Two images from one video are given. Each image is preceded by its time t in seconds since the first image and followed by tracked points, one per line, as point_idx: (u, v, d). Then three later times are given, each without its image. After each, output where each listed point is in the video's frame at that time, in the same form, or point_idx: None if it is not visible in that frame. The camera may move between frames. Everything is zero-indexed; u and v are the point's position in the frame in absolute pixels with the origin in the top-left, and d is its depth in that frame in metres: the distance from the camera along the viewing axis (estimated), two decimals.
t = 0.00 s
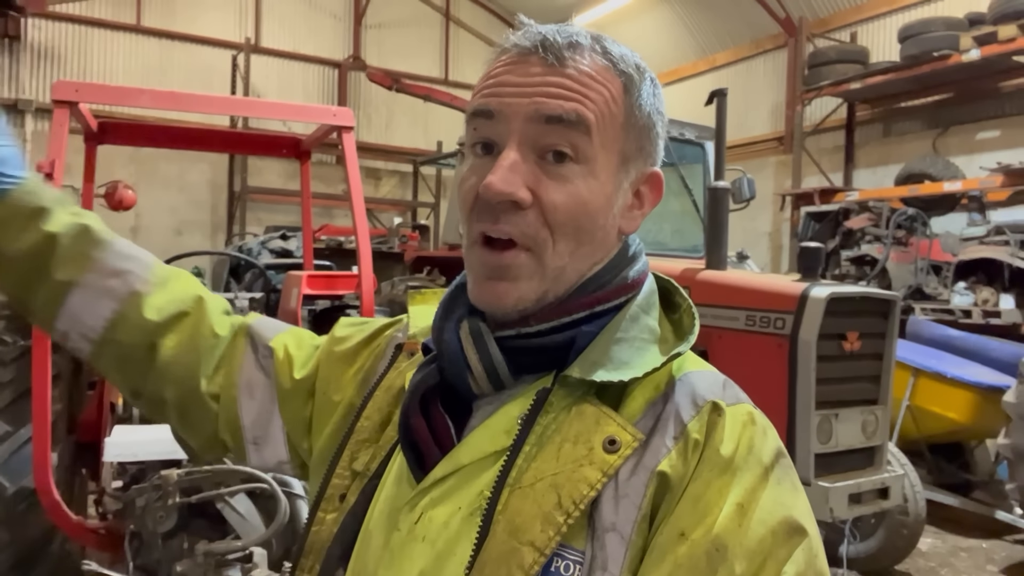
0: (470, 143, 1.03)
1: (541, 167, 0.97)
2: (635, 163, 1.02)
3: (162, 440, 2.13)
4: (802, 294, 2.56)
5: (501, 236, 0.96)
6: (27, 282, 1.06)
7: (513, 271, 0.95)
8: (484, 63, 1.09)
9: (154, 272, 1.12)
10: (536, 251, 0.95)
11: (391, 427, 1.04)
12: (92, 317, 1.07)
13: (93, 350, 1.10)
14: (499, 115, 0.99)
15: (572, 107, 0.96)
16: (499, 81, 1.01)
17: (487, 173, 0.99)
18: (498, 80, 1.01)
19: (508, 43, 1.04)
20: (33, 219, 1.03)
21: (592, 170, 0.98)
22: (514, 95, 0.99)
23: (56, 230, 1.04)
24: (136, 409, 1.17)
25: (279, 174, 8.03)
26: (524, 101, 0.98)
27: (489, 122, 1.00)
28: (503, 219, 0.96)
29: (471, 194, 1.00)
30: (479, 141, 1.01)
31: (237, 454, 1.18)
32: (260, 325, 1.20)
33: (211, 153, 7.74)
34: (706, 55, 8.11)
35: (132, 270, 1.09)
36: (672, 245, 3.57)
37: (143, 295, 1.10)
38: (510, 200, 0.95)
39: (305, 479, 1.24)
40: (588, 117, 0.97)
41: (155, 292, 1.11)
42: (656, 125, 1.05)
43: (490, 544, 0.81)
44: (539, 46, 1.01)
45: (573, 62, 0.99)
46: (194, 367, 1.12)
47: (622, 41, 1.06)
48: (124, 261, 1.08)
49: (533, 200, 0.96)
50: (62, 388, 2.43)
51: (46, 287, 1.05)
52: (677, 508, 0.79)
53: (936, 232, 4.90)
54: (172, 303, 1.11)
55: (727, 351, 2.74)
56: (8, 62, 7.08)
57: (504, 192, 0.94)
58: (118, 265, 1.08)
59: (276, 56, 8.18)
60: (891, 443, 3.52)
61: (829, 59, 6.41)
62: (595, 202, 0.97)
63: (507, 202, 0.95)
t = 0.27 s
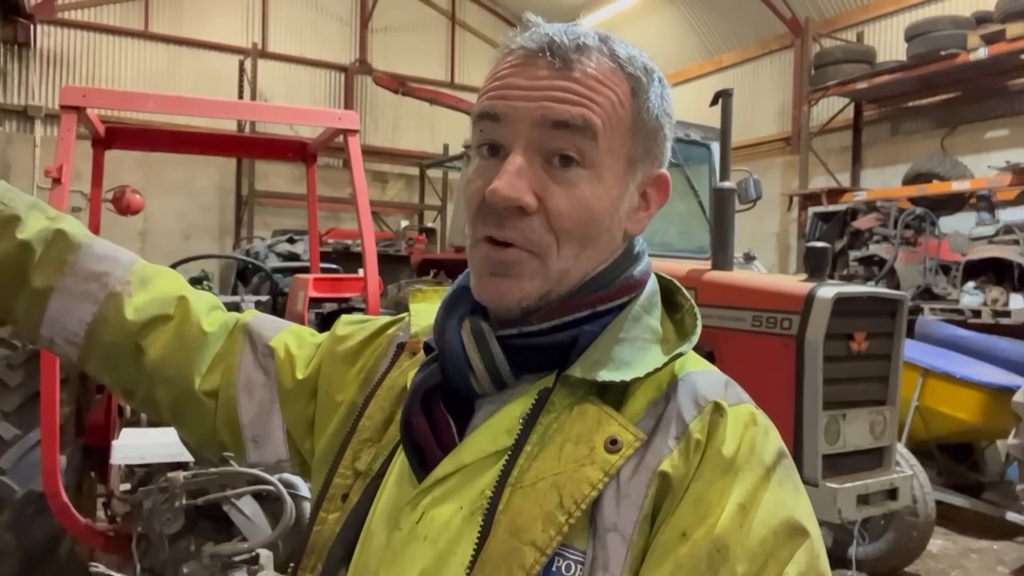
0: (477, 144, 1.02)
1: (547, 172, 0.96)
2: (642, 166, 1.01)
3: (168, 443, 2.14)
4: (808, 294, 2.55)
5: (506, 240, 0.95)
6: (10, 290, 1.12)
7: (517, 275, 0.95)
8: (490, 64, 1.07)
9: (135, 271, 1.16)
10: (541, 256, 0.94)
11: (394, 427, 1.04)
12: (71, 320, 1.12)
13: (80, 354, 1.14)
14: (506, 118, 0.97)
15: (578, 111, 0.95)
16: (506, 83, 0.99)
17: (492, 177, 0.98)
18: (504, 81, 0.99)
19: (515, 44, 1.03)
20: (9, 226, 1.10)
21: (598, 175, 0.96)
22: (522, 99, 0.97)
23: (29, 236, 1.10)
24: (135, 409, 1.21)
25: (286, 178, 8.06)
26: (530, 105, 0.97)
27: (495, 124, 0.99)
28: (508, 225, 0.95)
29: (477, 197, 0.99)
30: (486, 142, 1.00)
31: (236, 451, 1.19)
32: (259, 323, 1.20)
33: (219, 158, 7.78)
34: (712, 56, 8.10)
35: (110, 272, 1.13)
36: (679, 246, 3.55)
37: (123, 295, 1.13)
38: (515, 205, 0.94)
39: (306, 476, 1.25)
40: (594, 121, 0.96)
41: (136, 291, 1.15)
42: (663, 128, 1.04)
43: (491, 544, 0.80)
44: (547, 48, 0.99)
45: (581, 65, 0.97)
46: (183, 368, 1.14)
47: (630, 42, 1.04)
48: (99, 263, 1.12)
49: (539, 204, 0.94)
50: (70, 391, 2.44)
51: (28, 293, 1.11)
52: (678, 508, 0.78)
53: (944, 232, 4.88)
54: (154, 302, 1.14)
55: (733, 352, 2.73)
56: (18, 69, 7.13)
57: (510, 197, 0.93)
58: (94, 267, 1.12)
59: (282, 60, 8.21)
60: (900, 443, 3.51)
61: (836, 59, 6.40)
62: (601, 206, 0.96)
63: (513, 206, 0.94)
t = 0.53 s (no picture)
0: (486, 146, 1.02)
1: (554, 174, 0.96)
2: (648, 169, 1.01)
3: (183, 443, 2.15)
4: (820, 291, 2.54)
5: (514, 243, 0.95)
6: (31, 292, 1.14)
7: (524, 279, 0.95)
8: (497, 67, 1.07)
9: (154, 274, 1.18)
10: (548, 258, 0.94)
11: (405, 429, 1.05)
12: (90, 322, 1.14)
13: (100, 355, 1.16)
14: (513, 121, 0.98)
15: (585, 115, 0.95)
16: (513, 87, 0.99)
17: (501, 180, 0.99)
18: (512, 85, 1.00)
19: (521, 47, 1.03)
20: (31, 231, 1.12)
21: (605, 177, 0.97)
22: (529, 103, 0.97)
23: (51, 240, 1.12)
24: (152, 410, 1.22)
25: (299, 179, 8.10)
26: (538, 109, 0.97)
27: (503, 128, 0.99)
28: (515, 228, 0.95)
29: (485, 201, 0.99)
30: (494, 145, 1.01)
31: (249, 451, 1.20)
32: (272, 325, 1.21)
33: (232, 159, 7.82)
34: (724, 52, 8.07)
35: (129, 275, 1.15)
36: (692, 244, 3.54)
37: (141, 297, 1.15)
38: (523, 208, 0.94)
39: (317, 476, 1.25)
40: (601, 124, 0.96)
41: (154, 294, 1.17)
42: (670, 129, 1.04)
43: (500, 546, 0.80)
44: (553, 52, 0.99)
45: (588, 68, 0.97)
46: (199, 370, 1.16)
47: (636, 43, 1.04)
48: (119, 266, 1.14)
49: (546, 208, 0.95)
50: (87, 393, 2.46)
51: (49, 296, 1.13)
52: (685, 510, 0.78)
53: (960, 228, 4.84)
54: (172, 304, 1.16)
55: (745, 351, 2.72)
56: (34, 72, 7.20)
57: (518, 201, 0.93)
58: (113, 270, 1.14)
59: (294, 61, 8.24)
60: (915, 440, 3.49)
61: (849, 54, 6.35)
62: (609, 208, 0.97)
63: (520, 210, 0.94)
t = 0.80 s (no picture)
0: (489, 155, 1.03)
1: (555, 183, 0.97)
2: (647, 178, 1.02)
3: (198, 444, 2.17)
4: (832, 291, 2.53)
5: (515, 250, 0.97)
6: (57, 298, 1.13)
7: (525, 285, 0.96)
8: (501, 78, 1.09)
9: (176, 282, 1.18)
10: (548, 264, 0.96)
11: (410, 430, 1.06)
12: (114, 328, 1.14)
13: (123, 358, 1.17)
14: (515, 131, 0.99)
15: (586, 126, 0.96)
16: (515, 98, 1.01)
17: (503, 188, 1.00)
18: (515, 96, 1.01)
19: (524, 60, 1.04)
20: (59, 240, 1.09)
21: (605, 185, 0.98)
22: (530, 113, 0.99)
23: (79, 248, 1.11)
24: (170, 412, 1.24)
25: (312, 181, 8.15)
26: (540, 119, 0.98)
27: (506, 137, 1.00)
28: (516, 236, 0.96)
29: (488, 209, 1.01)
30: (497, 155, 1.02)
31: (262, 453, 1.22)
32: (285, 330, 1.24)
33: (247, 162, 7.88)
34: (736, 51, 8.04)
35: (152, 282, 1.15)
36: (704, 244, 3.55)
37: (164, 304, 1.16)
38: (525, 215, 0.95)
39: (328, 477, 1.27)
40: (601, 135, 0.97)
41: (176, 301, 1.17)
42: (670, 139, 1.05)
43: (498, 547, 0.82)
44: (555, 65, 1.00)
45: (588, 80, 0.98)
46: (215, 374, 1.18)
47: (636, 55, 1.05)
48: (143, 273, 1.14)
49: (547, 216, 0.96)
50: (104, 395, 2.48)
51: (75, 303, 1.13)
52: (676, 511, 0.80)
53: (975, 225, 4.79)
54: (192, 311, 1.17)
55: (755, 351, 2.71)
56: (50, 78, 7.27)
57: (520, 208, 0.95)
58: (137, 277, 1.14)
59: (307, 65, 8.29)
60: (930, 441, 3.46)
61: (861, 51, 6.32)
62: (609, 217, 0.98)
63: (523, 217, 0.96)
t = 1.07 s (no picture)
0: (484, 164, 1.04)
1: (548, 193, 0.99)
2: (639, 189, 1.04)
3: (206, 444, 2.20)
4: (837, 291, 2.53)
5: (509, 258, 0.98)
6: (66, 309, 1.16)
7: (518, 293, 0.98)
8: (497, 88, 1.10)
9: (181, 290, 1.21)
10: (540, 272, 0.97)
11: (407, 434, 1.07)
12: (122, 338, 1.17)
13: (131, 366, 1.20)
14: (509, 142, 1.00)
15: (579, 138, 0.98)
16: (510, 110, 1.02)
17: (498, 198, 1.01)
18: (509, 108, 1.02)
19: (519, 72, 1.05)
20: (67, 252, 1.13)
21: (598, 196, 0.99)
22: (525, 125, 1.00)
23: (86, 261, 1.14)
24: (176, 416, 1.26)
25: (321, 182, 8.19)
26: (534, 131, 0.99)
27: (500, 147, 1.01)
28: (510, 244, 0.98)
29: (482, 218, 1.02)
30: (492, 164, 1.03)
31: (266, 456, 1.24)
32: (287, 335, 1.25)
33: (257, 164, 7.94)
34: (744, 49, 8.03)
35: (158, 291, 1.18)
36: (711, 243, 3.55)
37: (169, 312, 1.18)
38: (518, 225, 0.97)
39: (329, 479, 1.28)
40: (594, 147, 0.98)
41: (181, 309, 1.20)
42: (662, 151, 1.07)
43: (488, 548, 0.85)
44: (549, 78, 1.01)
45: (581, 93, 1.00)
46: (220, 380, 1.20)
47: (630, 68, 1.06)
48: (149, 283, 1.17)
49: (541, 225, 0.98)
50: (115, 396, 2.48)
51: (85, 314, 1.16)
52: (659, 513, 0.83)
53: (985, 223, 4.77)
54: (198, 319, 1.20)
55: (760, 351, 2.69)
56: (62, 82, 7.37)
57: (513, 218, 0.96)
58: (144, 287, 1.17)
59: (316, 67, 8.33)
60: (938, 440, 3.46)
61: (870, 49, 6.30)
62: (600, 226, 0.99)
63: (516, 227, 0.97)
